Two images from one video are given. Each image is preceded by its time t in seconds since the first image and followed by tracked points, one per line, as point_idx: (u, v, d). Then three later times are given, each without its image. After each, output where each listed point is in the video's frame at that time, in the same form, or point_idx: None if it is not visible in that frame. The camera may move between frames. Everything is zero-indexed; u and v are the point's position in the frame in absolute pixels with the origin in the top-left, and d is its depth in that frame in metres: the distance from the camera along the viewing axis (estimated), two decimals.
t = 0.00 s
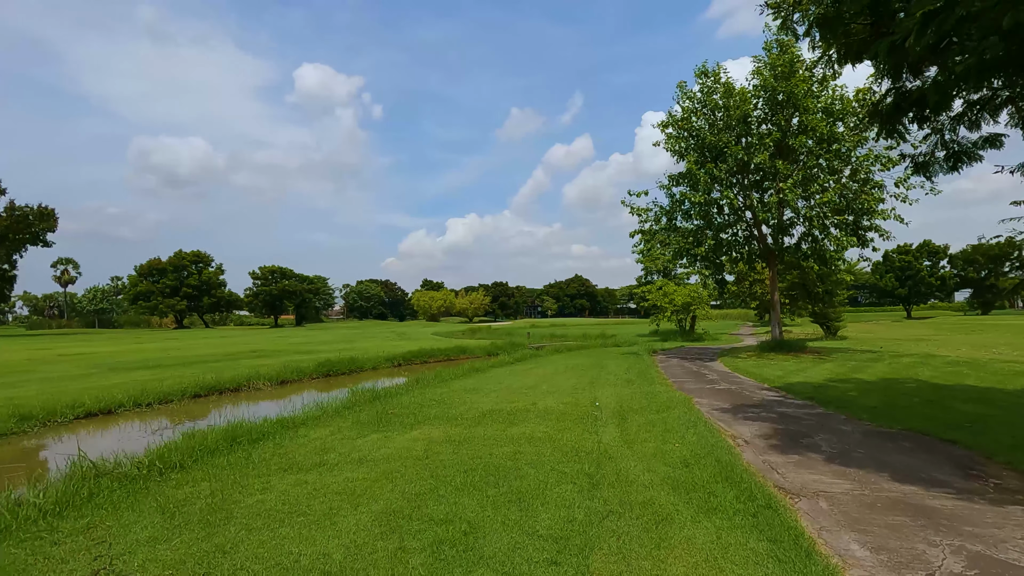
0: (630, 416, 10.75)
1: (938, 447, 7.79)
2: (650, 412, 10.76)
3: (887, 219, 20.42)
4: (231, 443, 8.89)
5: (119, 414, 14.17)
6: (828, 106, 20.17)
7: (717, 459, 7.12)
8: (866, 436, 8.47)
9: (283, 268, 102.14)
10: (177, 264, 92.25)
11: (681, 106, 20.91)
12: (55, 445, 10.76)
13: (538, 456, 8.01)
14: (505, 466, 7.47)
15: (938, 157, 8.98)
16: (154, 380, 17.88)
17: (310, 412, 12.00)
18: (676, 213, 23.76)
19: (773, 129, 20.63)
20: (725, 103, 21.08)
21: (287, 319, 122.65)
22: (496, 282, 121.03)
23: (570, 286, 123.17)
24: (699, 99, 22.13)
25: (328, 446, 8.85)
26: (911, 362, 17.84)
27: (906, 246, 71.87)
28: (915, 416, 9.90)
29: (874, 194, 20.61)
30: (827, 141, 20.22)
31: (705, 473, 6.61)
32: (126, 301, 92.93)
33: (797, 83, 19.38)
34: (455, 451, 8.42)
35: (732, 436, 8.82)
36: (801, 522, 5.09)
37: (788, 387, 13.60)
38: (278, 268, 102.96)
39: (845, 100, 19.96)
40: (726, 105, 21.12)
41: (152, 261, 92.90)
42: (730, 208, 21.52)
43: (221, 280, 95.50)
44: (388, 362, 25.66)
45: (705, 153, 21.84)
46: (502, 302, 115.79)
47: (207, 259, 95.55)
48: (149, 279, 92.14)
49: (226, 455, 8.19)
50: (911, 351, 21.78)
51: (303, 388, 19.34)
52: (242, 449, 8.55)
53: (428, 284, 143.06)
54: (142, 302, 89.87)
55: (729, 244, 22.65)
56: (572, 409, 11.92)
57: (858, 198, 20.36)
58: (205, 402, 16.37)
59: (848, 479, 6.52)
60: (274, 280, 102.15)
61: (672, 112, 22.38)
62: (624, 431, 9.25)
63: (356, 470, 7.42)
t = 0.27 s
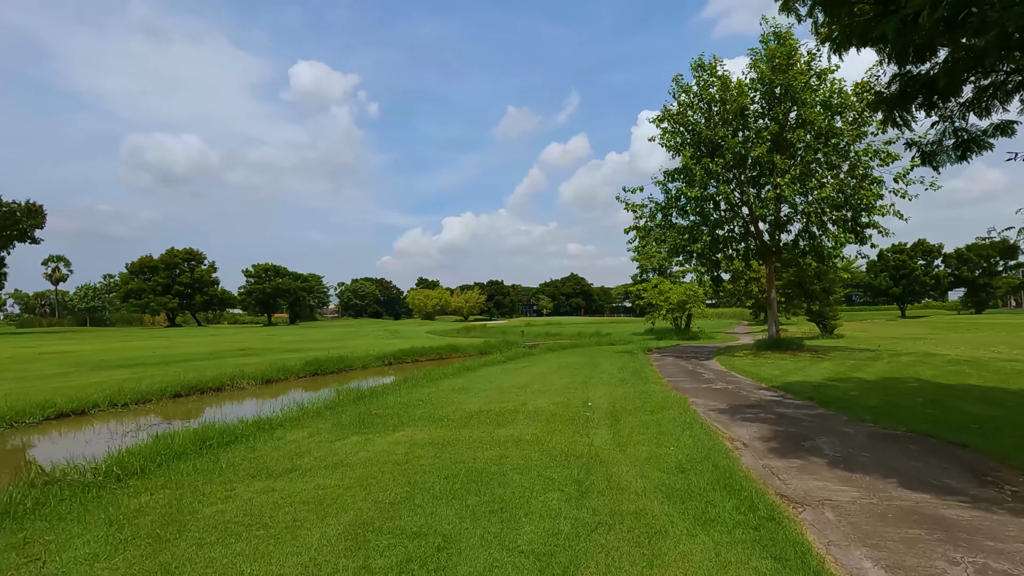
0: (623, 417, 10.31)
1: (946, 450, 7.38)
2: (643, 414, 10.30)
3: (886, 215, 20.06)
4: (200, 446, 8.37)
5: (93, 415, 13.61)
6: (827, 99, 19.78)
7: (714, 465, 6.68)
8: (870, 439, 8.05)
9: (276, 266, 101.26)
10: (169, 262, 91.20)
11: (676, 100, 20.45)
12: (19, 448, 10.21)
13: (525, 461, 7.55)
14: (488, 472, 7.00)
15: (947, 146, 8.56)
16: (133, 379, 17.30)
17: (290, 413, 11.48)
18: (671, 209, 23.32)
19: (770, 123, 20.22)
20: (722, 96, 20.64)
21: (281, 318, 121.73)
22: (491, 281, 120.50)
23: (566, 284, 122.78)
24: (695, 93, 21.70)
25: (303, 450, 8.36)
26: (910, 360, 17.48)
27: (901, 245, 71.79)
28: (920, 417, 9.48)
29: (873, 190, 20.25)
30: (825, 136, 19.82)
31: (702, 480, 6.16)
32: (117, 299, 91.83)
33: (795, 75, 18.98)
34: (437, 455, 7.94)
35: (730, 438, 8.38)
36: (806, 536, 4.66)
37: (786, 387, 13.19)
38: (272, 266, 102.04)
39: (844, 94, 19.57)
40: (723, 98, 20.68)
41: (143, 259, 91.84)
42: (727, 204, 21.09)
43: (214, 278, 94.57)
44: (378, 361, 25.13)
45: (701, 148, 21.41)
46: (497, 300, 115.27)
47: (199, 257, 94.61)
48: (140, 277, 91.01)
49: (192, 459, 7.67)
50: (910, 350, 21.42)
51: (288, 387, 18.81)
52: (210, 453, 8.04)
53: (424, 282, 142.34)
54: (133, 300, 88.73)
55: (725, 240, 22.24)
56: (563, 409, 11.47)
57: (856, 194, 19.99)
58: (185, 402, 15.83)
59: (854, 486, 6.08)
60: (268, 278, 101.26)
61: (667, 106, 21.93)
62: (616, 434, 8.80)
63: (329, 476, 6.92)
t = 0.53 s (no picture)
0: (619, 422, 9.89)
1: (960, 459, 6.99)
2: (641, 418, 9.88)
3: (887, 212, 19.71)
4: (172, 456, 7.89)
5: (70, 419, 13.11)
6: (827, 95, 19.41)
7: (717, 477, 6.27)
8: (878, 446, 7.66)
9: (271, 264, 100.54)
10: (163, 260, 90.36)
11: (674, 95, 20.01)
12: None
13: (516, 471, 7.13)
14: (476, 484, 6.58)
15: (959, 138, 8.14)
16: (115, 381, 16.79)
17: (273, 418, 11.01)
18: (669, 207, 22.91)
19: (770, 119, 19.82)
20: (720, 92, 20.23)
21: (276, 317, 121.00)
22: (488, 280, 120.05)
23: (562, 283, 122.43)
24: (693, 88, 21.28)
25: (281, 459, 7.90)
26: (912, 361, 17.11)
27: (898, 244, 71.68)
28: (929, 421, 9.10)
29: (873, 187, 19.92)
30: (826, 132, 19.45)
31: (704, 494, 5.75)
32: (110, 298, 90.95)
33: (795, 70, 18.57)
34: (423, 464, 7.50)
35: (732, 445, 7.97)
36: (819, 560, 4.25)
37: (788, 389, 12.80)
38: (267, 265, 101.28)
39: (844, 89, 19.20)
40: (721, 93, 20.27)
41: (136, 258, 90.95)
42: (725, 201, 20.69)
43: (208, 276, 93.80)
44: (370, 361, 24.67)
45: (699, 144, 20.99)
46: (494, 299, 114.84)
47: (193, 255, 93.83)
48: (133, 276, 90.15)
49: (161, 470, 7.20)
50: (910, 350, 21.12)
51: (277, 389, 18.32)
52: (182, 463, 7.59)
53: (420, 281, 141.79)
54: (127, 299, 87.83)
55: (723, 238, 21.84)
56: (558, 413, 11.06)
57: (857, 191, 19.64)
58: (168, 405, 15.33)
59: (866, 500, 5.69)
60: (263, 277, 100.52)
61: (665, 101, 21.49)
62: (613, 441, 8.38)
63: (305, 488, 6.48)
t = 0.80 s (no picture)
0: (618, 422, 9.43)
1: (981, 461, 6.55)
2: (640, 418, 9.45)
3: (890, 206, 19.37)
4: (142, 458, 7.41)
5: (46, 419, 12.60)
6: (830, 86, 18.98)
7: (723, 482, 5.82)
8: (892, 447, 7.22)
9: (267, 262, 99.86)
10: (158, 258, 89.60)
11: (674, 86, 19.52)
12: None
13: (508, 474, 6.68)
14: (465, 488, 6.13)
15: (978, 122, 7.70)
16: (98, 379, 16.26)
17: (256, 417, 10.54)
18: (668, 202, 22.45)
19: (772, 110, 19.35)
20: (721, 83, 19.74)
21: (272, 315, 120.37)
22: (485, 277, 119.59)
23: (560, 281, 122.01)
24: (692, 80, 20.79)
25: (260, 461, 7.44)
26: (917, 358, 16.71)
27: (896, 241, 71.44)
28: (942, 421, 8.66)
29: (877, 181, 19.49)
30: (829, 123, 18.99)
31: (710, 501, 5.30)
32: (104, 296, 90.17)
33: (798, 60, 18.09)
34: (408, 467, 7.03)
35: (738, 447, 7.52)
36: None
37: (792, 387, 12.36)
38: (263, 262, 100.58)
39: (848, 81, 18.77)
40: (722, 85, 19.79)
41: (131, 255, 90.17)
42: (725, 196, 20.24)
43: (203, 274, 93.09)
44: (364, 359, 24.20)
45: (700, 137, 20.53)
46: (491, 297, 114.39)
47: (189, 252, 93.11)
48: (128, 273, 89.39)
49: (128, 475, 6.73)
50: (914, 347, 20.73)
51: (265, 387, 17.82)
52: (152, 466, 7.11)
53: (417, 279, 141.28)
54: (121, 296, 87.06)
55: (724, 233, 21.40)
56: (553, 413, 10.64)
57: (860, 184, 19.26)
58: (151, 405, 14.82)
59: (886, 507, 5.24)
60: (259, 274, 99.85)
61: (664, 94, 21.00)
62: (611, 443, 7.92)
63: (279, 494, 6.03)
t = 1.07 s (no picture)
0: (616, 426, 8.96)
1: (1008, 471, 6.07)
2: (640, 422, 8.98)
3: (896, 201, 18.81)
4: (106, 467, 6.90)
5: (20, 422, 12.07)
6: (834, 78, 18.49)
7: (732, 496, 5.33)
8: (910, 455, 6.75)
9: (264, 260, 99.16)
10: (153, 256, 88.83)
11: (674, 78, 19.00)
12: None
13: (498, 484, 6.19)
14: (451, 502, 5.64)
15: (1001, 108, 7.22)
16: (79, 380, 15.75)
17: (236, 421, 10.04)
18: (667, 198, 21.96)
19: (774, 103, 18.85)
20: (722, 76, 19.24)
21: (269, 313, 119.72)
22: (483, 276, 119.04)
23: (559, 280, 121.50)
24: (693, 73, 20.26)
25: (233, 470, 6.94)
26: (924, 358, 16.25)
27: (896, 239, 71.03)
28: (959, 425, 8.18)
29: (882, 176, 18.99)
30: (833, 117, 18.49)
31: (718, 519, 4.82)
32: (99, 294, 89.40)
33: (801, 51, 17.59)
34: (392, 477, 6.54)
35: (745, 454, 7.05)
36: None
37: (797, 388, 11.89)
38: (260, 261, 99.88)
39: (852, 73, 18.29)
40: (723, 77, 19.29)
41: (126, 253, 89.40)
42: (726, 191, 19.75)
43: (199, 272, 92.37)
44: (357, 358, 23.69)
45: (700, 131, 20.02)
46: (489, 295, 113.84)
47: (184, 250, 92.38)
48: (123, 271, 88.62)
49: (87, 486, 6.22)
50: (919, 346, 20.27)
51: (254, 387, 17.33)
52: (116, 476, 6.61)
53: (415, 277, 140.70)
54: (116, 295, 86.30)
55: (725, 230, 20.90)
56: (549, 416, 10.16)
57: (865, 178, 18.72)
58: (133, 406, 14.30)
59: (912, 524, 4.76)
60: (256, 273, 99.16)
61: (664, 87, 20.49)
62: (610, 449, 7.45)
63: (248, 508, 5.54)
